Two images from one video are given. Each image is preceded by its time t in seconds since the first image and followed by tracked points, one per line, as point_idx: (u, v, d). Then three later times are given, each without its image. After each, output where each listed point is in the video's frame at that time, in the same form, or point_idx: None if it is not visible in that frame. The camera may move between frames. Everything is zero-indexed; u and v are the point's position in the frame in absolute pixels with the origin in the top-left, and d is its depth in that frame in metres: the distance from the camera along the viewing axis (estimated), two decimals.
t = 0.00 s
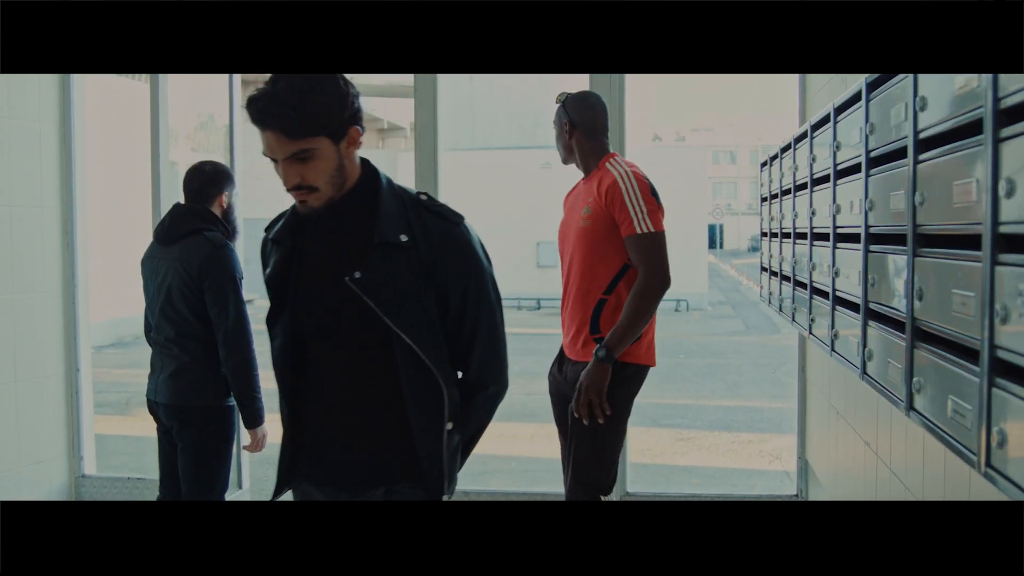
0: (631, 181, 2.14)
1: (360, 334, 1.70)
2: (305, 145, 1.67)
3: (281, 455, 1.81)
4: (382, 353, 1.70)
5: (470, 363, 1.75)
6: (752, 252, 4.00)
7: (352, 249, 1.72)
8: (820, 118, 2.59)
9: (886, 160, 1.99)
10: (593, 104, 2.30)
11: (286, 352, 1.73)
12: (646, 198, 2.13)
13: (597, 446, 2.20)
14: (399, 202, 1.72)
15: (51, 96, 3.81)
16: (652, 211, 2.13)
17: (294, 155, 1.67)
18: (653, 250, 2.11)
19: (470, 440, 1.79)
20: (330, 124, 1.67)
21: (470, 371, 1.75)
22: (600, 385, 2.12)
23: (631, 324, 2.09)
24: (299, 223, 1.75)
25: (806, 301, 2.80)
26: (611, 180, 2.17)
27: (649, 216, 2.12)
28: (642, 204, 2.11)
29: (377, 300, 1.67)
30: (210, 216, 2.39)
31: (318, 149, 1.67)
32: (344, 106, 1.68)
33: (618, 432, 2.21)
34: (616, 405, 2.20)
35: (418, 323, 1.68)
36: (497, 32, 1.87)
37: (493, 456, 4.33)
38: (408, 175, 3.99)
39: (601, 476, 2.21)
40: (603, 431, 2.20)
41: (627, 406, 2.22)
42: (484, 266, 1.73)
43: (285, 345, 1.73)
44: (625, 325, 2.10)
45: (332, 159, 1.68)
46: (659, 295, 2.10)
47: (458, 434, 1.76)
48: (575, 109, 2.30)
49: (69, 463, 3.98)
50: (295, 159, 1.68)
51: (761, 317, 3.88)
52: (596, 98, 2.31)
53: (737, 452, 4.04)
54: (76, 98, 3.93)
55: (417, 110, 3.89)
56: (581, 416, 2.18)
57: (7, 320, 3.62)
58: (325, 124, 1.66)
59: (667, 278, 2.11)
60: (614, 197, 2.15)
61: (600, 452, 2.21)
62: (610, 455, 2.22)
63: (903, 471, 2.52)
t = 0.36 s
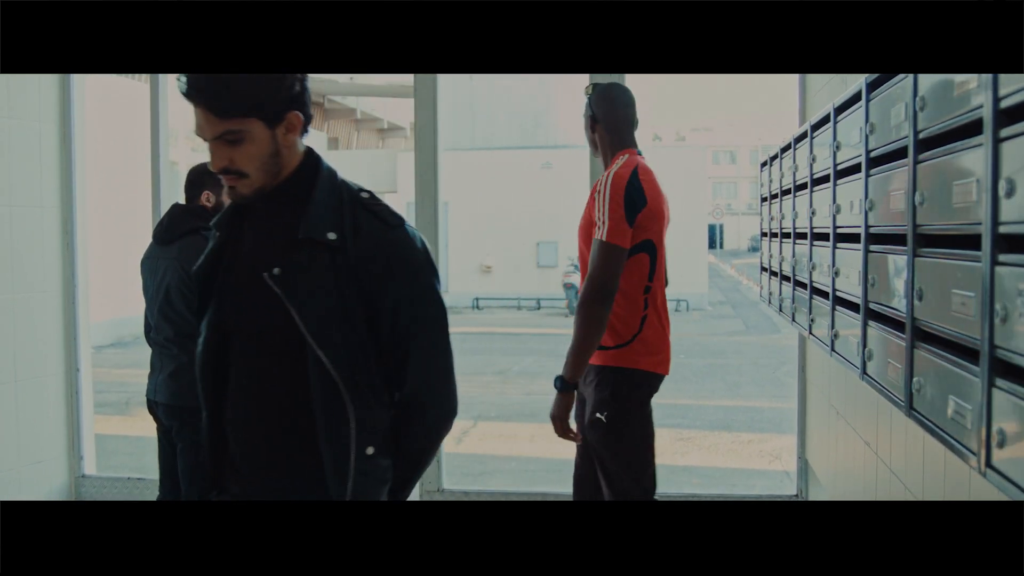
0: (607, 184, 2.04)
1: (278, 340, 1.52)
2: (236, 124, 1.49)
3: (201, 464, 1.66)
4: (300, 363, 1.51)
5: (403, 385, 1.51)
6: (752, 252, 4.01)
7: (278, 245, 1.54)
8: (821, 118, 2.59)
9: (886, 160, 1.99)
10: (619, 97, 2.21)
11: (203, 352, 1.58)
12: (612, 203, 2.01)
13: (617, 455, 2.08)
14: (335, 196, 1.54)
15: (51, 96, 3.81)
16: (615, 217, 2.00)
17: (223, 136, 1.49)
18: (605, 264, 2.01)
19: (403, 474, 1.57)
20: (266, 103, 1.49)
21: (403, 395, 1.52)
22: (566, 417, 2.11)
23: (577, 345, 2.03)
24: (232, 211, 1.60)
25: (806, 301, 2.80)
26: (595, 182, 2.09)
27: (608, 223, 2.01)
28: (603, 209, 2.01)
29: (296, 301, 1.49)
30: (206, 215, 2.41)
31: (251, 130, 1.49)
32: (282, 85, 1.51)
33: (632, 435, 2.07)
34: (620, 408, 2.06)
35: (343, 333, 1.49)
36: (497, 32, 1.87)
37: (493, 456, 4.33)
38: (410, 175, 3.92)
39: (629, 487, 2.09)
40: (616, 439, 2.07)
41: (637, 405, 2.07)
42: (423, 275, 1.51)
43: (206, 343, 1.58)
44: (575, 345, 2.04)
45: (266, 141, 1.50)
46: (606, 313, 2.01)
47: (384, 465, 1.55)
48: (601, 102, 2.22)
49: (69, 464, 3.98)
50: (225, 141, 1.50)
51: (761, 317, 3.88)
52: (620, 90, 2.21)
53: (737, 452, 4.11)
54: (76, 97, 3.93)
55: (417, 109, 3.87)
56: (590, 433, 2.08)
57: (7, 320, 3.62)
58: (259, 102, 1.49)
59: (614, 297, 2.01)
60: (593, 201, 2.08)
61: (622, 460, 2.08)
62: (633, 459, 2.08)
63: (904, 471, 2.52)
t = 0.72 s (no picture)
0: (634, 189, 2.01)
1: (226, 346, 1.73)
2: (151, 126, 1.84)
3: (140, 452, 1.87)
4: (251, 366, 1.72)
5: (348, 391, 1.73)
6: (752, 252, 4.01)
7: (225, 254, 1.76)
8: (820, 118, 2.59)
9: (886, 160, 1.99)
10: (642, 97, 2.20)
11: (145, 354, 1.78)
12: (638, 209, 1.97)
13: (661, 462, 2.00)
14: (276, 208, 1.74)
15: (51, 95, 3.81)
16: (643, 225, 1.96)
17: (138, 137, 1.85)
18: (633, 271, 1.96)
19: (344, 468, 1.80)
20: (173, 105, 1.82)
21: (345, 399, 1.74)
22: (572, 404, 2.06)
23: (598, 352, 1.99)
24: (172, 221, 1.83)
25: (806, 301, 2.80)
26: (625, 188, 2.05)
27: (635, 231, 1.97)
28: (630, 216, 1.97)
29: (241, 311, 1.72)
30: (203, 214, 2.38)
31: (162, 126, 1.83)
32: (192, 88, 1.82)
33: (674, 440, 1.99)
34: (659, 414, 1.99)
35: (283, 338, 1.71)
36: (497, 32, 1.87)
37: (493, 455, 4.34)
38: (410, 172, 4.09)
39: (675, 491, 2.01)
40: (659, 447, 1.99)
41: (677, 408, 2.00)
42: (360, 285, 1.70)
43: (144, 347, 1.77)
44: (595, 352, 2.00)
45: (180, 137, 1.81)
46: (632, 321, 1.96)
47: (331, 466, 1.79)
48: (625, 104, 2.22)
49: (69, 464, 3.97)
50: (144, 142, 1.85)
51: (762, 317, 3.87)
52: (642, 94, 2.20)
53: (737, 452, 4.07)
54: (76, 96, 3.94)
55: (417, 109, 3.89)
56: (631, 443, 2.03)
57: (7, 320, 3.63)
58: (169, 105, 1.82)
59: (643, 305, 1.96)
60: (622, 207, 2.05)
61: (666, 466, 2.00)
62: (677, 463, 2.00)
63: (903, 471, 2.52)
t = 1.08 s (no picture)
0: (659, 198, 1.97)
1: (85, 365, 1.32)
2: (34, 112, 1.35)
3: None
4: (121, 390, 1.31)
5: (247, 404, 1.35)
6: (751, 252, 4.02)
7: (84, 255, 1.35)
8: (820, 119, 2.60)
9: (886, 160, 1.99)
10: (666, 98, 2.15)
11: None
12: (667, 217, 1.94)
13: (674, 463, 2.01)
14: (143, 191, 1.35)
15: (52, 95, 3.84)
16: (674, 233, 1.93)
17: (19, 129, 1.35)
18: (672, 280, 1.92)
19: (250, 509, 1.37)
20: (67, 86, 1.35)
21: (252, 419, 1.35)
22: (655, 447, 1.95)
23: (658, 371, 1.93)
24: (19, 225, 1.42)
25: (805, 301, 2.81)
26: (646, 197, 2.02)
27: (667, 240, 1.93)
28: (660, 227, 1.94)
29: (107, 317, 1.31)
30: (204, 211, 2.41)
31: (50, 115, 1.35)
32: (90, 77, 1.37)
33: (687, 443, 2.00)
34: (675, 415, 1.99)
35: (180, 352, 1.31)
36: (496, 32, 1.87)
37: (493, 456, 4.35)
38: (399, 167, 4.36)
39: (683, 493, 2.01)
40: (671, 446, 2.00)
41: (692, 411, 2.00)
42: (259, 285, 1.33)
43: None
44: (656, 372, 1.94)
45: (75, 126, 1.35)
46: (679, 332, 1.91)
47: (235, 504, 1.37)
48: (648, 107, 2.16)
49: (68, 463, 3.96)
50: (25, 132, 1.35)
51: (762, 318, 3.89)
52: (666, 94, 2.14)
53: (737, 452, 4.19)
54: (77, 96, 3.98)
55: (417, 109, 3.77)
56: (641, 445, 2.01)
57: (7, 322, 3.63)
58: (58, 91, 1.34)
59: (686, 315, 1.92)
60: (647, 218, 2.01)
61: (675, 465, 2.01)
62: (689, 466, 2.00)
63: (903, 471, 2.52)
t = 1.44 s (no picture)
0: (705, 187, 2.00)
1: None
2: None
3: None
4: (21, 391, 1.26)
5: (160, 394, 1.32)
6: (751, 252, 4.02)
7: None
8: (821, 118, 2.59)
9: (886, 160, 1.99)
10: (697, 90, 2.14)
11: None
12: (716, 206, 1.97)
13: (672, 457, 2.05)
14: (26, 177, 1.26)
15: (52, 95, 3.86)
16: (721, 222, 1.96)
17: None
18: (710, 267, 1.95)
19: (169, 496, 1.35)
20: None
21: (165, 408, 1.32)
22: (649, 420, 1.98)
23: (679, 353, 1.93)
24: None
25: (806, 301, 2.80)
26: (693, 181, 2.04)
27: (714, 227, 1.96)
28: (707, 214, 1.96)
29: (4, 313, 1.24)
30: (201, 212, 2.41)
31: None
32: None
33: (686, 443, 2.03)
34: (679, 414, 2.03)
35: (88, 346, 1.26)
36: (496, 31, 1.87)
37: (493, 456, 4.35)
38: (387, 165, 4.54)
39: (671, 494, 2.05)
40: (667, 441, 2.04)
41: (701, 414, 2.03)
42: (161, 271, 1.30)
43: None
44: (674, 354, 1.94)
45: None
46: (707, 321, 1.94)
47: (154, 495, 1.34)
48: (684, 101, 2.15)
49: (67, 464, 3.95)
50: None
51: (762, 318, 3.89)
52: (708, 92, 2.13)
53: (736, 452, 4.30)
54: (76, 96, 3.98)
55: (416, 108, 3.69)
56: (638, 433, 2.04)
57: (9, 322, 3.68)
58: None
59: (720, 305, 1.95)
60: (689, 202, 2.03)
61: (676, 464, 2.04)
62: (689, 465, 2.04)
63: (903, 471, 2.52)
